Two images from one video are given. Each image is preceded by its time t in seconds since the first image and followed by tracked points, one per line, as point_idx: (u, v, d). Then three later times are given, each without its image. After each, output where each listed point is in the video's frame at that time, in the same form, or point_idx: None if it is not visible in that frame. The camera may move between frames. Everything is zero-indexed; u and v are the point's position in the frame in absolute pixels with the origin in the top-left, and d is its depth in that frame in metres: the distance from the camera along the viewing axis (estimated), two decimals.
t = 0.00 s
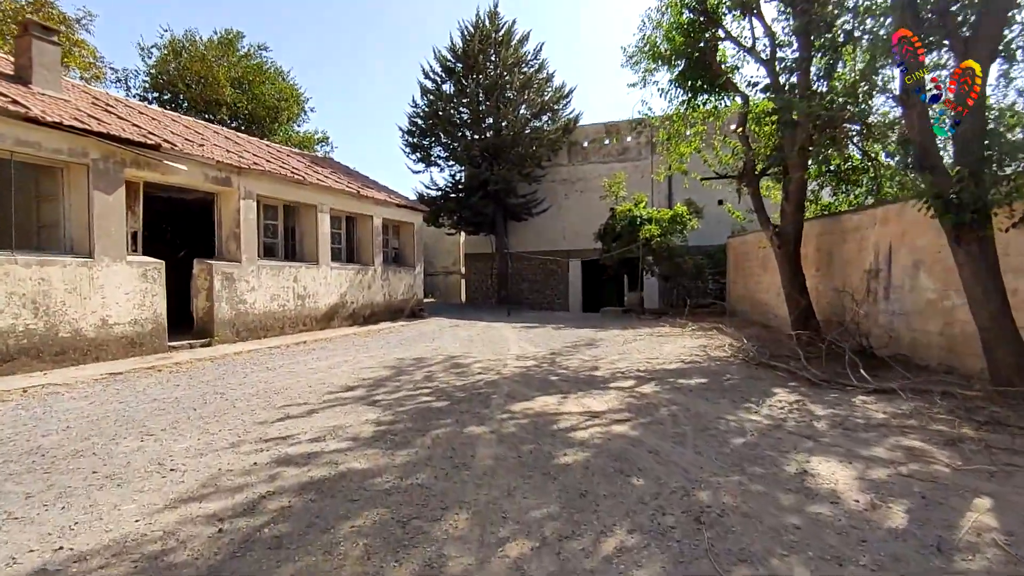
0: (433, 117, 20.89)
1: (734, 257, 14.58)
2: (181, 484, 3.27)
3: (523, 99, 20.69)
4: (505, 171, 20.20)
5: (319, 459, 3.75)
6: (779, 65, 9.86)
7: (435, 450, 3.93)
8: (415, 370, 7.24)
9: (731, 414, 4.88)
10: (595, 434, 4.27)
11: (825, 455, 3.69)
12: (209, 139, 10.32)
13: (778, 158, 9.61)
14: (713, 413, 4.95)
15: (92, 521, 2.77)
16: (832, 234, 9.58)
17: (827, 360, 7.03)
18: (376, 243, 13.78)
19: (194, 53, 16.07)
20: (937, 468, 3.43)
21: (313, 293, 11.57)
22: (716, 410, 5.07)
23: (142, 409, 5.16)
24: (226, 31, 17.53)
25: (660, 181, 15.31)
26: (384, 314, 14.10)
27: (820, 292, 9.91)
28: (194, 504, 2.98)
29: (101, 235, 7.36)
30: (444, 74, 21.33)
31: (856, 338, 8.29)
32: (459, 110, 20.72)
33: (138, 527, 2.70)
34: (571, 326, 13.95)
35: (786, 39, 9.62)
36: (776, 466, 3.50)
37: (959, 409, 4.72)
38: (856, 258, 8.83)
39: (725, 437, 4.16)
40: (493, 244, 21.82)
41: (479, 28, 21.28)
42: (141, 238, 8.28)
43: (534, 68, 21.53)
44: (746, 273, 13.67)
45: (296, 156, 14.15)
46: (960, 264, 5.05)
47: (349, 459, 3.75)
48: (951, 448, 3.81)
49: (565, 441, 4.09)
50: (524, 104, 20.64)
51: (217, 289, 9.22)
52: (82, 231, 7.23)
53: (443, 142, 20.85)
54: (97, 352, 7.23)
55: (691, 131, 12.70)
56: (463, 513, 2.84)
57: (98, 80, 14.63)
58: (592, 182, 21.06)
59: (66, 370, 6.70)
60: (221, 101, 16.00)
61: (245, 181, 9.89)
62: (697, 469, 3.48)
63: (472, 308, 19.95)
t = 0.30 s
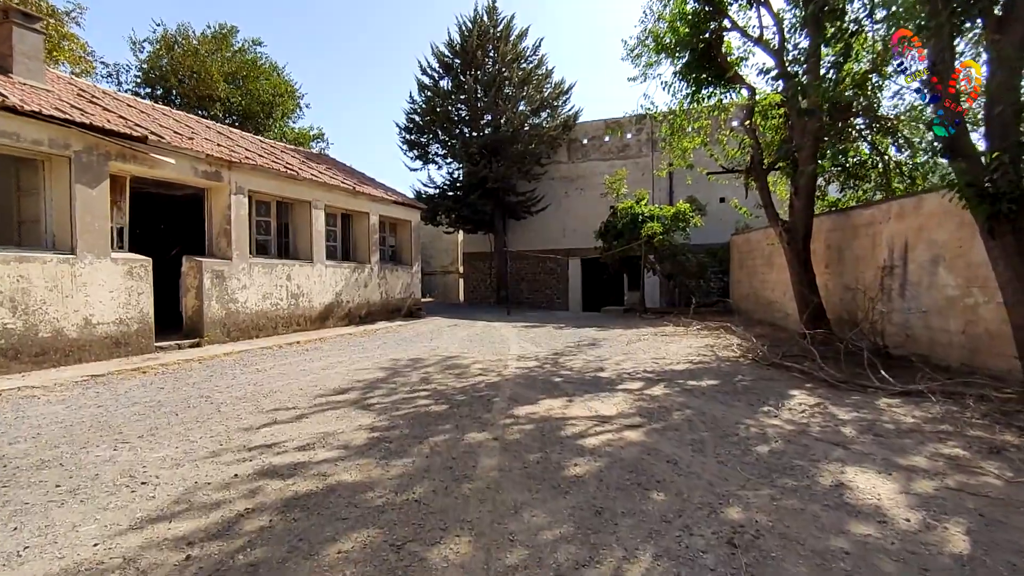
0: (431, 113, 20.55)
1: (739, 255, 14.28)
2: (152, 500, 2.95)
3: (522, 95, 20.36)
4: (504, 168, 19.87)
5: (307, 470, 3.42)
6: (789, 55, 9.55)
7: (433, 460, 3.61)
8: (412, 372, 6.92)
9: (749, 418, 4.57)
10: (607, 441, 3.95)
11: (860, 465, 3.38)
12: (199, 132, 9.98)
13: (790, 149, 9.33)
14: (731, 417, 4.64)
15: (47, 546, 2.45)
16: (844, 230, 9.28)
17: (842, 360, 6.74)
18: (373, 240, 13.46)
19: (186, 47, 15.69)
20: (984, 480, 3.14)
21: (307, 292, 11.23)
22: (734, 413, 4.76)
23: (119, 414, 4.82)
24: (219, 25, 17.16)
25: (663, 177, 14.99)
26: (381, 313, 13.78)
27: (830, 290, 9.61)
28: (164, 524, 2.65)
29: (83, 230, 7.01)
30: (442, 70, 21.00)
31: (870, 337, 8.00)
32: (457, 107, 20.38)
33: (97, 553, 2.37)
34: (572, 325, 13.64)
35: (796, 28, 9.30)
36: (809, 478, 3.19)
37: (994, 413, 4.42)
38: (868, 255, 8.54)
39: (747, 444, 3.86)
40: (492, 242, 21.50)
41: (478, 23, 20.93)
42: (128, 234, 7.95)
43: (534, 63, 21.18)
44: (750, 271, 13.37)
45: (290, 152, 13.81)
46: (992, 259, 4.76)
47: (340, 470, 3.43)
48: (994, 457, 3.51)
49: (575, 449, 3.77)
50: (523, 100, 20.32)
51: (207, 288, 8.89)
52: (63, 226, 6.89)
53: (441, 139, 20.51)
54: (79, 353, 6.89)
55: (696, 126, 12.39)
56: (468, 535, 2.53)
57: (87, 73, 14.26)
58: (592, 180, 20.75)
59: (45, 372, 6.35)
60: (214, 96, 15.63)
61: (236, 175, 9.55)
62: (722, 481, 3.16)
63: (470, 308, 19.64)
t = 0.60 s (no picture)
0: (428, 111, 20.17)
1: (744, 255, 13.95)
2: (109, 536, 2.60)
3: (521, 93, 20.00)
4: (502, 167, 19.52)
5: (288, 497, 3.07)
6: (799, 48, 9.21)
7: (430, 484, 3.26)
8: (408, 379, 6.57)
9: (772, 432, 4.23)
10: (621, 460, 3.60)
11: (905, 489, 3.05)
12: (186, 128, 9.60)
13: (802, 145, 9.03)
14: (751, 430, 4.31)
15: None
16: (856, 229, 8.95)
17: (861, 366, 6.41)
18: (368, 240, 13.10)
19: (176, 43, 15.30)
20: None
21: (300, 294, 10.86)
22: (755, 426, 4.42)
23: (89, 428, 4.45)
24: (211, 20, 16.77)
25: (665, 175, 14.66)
26: (377, 315, 13.42)
27: (842, 291, 9.27)
28: (119, 569, 2.31)
29: (60, 230, 6.64)
30: (440, 67, 20.64)
31: (886, 340, 7.66)
32: (455, 105, 20.00)
33: None
34: (573, 327, 13.31)
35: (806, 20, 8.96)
36: (851, 506, 2.85)
37: None
38: (883, 255, 8.20)
39: (775, 464, 3.51)
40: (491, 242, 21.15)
41: (475, 19, 20.55)
42: (109, 234, 7.60)
43: (533, 60, 20.81)
44: (756, 272, 13.04)
45: (283, 149, 13.44)
46: None
47: (326, 496, 3.08)
48: None
49: (587, 470, 3.43)
50: (522, 98, 19.96)
51: (194, 290, 8.52)
52: (38, 226, 6.52)
53: (439, 137, 20.15)
54: (55, 360, 6.53)
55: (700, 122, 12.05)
56: None
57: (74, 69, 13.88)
58: (592, 178, 20.41)
59: (18, 381, 5.99)
60: (205, 92, 15.24)
61: (225, 172, 9.18)
62: (754, 511, 2.82)
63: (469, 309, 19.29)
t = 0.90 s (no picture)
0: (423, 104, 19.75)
1: (747, 251, 13.62)
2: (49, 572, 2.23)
3: (518, 86, 19.60)
4: (498, 161, 19.14)
5: (262, 519, 2.70)
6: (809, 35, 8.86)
7: (424, 503, 2.89)
8: (401, 381, 6.20)
9: (798, 440, 3.88)
10: (636, 475, 3.25)
11: (961, 509, 2.70)
12: (169, 117, 9.18)
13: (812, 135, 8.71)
14: (775, 438, 3.95)
15: None
16: (868, 224, 8.63)
17: (881, 366, 6.08)
18: (361, 236, 12.70)
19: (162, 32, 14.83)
20: None
21: (290, 291, 10.47)
22: (778, 433, 4.07)
23: (50, 436, 4.08)
24: (199, 9, 16.31)
25: (666, 169, 14.31)
26: (370, 313, 13.03)
27: (852, 288, 8.96)
28: None
29: (28, 222, 6.24)
30: (435, 59, 20.22)
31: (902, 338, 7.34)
32: (450, 98, 19.56)
33: None
34: (572, 325, 12.97)
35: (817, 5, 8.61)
36: (904, 530, 2.50)
37: None
38: (897, 250, 7.87)
39: (808, 478, 3.16)
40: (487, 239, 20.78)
41: (471, 10, 20.11)
42: (84, 228, 7.20)
43: (530, 53, 20.41)
44: (760, 268, 12.72)
45: (273, 142, 13.03)
46: None
47: (304, 519, 2.70)
48: None
49: (600, 486, 3.07)
50: (519, 91, 19.55)
51: (176, 287, 8.12)
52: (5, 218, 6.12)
53: (434, 131, 19.75)
54: (23, 361, 6.14)
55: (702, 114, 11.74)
56: None
57: (55, 57, 13.39)
58: (590, 173, 20.06)
59: None
60: (192, 83, 14.80)
61: (210, 163, 8.78)
62: (795, 537, 2.47)
63: (465, 307, 18.94)
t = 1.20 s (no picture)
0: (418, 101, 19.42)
1: (747, 251, 13.37)
2: None
3: (515, 83, 19.29)
4: (494, 159, 18.83)
5: (227, 554, 2.39)
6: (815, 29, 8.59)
7: (411, 533, 2.59)
8: (391, 388, 5.90)
9: (817, 455, 3.60)
10: (645, 498, 2.95)
11: (1010, 542, 2.42)
12: (152, 111, 8.84)
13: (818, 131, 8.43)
14: (791, 454, 3.67)
15: None
16: (876, 223, 8.36)
17: (894, 372, 5.81)
18: (353, 234, 12.38)
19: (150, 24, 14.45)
20: None
21: (279, 291, 10.14)
22: (794, 448, 3.79)
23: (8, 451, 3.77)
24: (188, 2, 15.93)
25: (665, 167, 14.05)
26: (363, 313, 12.71)
27: (859, 290, 8.70)
28: None
29: None
30: (430, 55, 19.88)
31: (912, 342, 7.08)
32: (445, 95, 19.21)
33: None
34: (569, 326, 12.70)
35: None
36: (951, 569, 2.22)
37: None
38: (906, 251, 7.61)
39: (835, 501, 2.88)
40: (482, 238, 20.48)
41: (467, 5, 19.77)
42: (60, 225, 6.87)
43: (526, 49, 20.10)
44: (761, 268, 12.47)
45: (264, 138, 12.69)
46: None
47: (274, 554, 2.40)
48: None
49: (606, 512, 2.78)
50: (516, 88, 19.24)
51: (158, 288, 7.78)
52: None
53: (429, 128, 19.42)
54: None
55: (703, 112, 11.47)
56: None
57: (38, 50, 13.00)
58: (587, 172, 19.79)
59: None
60: (181, 77, 14.44)
61: (194, 159, 8.44)
62: None
63: (460, 307, 18.64)
